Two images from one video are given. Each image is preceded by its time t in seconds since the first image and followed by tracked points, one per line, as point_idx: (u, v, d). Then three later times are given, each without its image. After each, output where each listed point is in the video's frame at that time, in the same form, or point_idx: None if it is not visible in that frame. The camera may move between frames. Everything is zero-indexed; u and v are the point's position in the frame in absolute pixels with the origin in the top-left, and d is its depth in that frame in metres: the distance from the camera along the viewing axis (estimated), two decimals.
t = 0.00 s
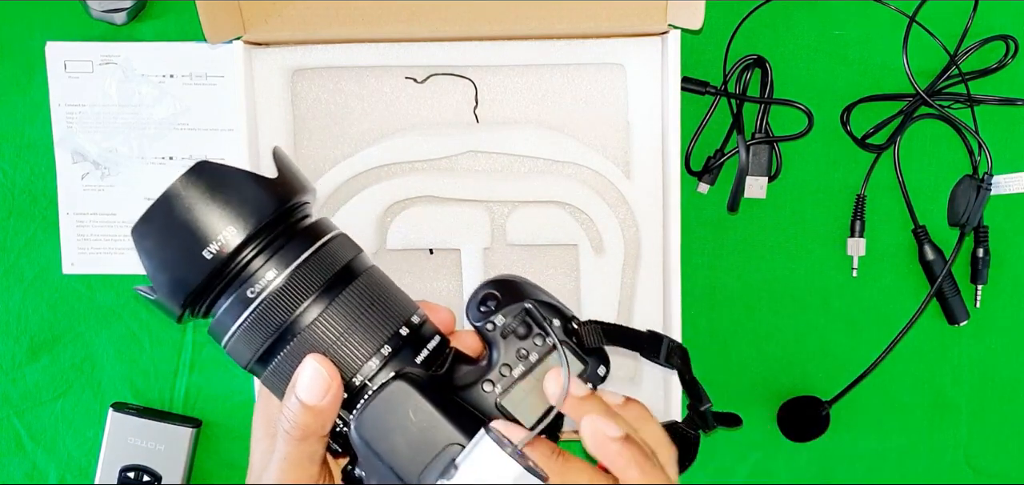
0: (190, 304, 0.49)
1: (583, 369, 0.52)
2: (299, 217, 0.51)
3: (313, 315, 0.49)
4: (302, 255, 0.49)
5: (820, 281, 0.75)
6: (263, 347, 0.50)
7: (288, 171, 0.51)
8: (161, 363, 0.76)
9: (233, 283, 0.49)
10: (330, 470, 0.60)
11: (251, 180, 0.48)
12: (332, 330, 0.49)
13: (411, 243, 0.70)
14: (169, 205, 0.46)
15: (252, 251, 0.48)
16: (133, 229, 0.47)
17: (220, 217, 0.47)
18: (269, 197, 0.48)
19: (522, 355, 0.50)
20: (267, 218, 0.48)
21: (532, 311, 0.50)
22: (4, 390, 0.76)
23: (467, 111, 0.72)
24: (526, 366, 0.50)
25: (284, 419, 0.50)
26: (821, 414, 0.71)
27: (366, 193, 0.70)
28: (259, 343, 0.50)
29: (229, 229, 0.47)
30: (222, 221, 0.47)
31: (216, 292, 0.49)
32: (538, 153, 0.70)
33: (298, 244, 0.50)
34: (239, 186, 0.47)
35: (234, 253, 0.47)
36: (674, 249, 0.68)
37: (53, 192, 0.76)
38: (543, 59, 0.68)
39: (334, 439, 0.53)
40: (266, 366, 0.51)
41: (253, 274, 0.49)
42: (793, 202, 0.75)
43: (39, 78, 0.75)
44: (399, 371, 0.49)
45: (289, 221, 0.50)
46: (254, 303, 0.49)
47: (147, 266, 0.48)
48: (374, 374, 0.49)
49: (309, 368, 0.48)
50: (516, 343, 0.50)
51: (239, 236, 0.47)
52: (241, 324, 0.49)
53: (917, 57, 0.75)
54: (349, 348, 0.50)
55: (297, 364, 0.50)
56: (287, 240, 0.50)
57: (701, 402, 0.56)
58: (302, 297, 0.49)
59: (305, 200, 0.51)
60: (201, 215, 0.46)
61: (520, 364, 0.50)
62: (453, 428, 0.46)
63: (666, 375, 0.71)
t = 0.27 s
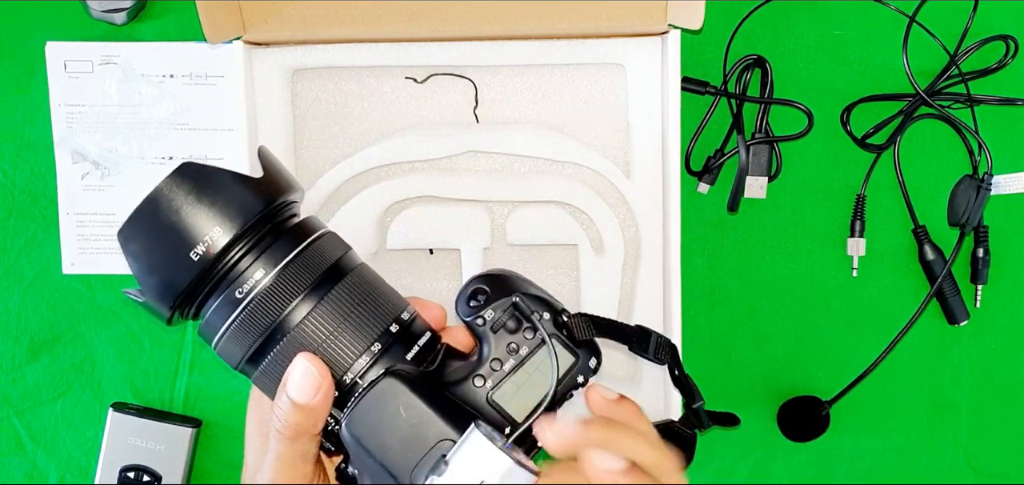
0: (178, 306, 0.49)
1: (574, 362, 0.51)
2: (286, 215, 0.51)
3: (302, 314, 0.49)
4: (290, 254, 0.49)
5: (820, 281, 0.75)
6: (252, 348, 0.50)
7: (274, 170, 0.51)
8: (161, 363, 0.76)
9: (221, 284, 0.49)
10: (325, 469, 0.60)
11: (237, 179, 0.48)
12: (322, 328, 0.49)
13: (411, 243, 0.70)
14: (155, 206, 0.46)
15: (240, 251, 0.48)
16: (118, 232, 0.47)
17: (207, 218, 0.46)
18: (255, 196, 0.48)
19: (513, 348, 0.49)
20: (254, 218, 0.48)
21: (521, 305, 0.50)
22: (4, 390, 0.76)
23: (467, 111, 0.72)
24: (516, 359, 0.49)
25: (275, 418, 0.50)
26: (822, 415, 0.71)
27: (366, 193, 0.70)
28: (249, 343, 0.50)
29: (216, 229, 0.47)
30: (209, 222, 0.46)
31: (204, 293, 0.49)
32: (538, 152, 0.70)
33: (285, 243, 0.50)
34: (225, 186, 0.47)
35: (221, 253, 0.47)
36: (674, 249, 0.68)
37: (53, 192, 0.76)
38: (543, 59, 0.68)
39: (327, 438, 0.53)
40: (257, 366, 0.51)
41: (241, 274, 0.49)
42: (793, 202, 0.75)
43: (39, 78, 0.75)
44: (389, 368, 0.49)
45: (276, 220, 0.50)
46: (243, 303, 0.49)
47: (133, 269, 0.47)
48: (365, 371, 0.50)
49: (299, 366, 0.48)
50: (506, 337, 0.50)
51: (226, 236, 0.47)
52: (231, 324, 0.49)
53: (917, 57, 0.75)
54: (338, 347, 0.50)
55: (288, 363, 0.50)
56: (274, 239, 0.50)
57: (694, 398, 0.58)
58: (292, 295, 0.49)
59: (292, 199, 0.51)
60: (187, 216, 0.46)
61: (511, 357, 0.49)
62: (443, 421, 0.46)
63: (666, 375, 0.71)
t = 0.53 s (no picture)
0: (177, 308, 0.49)
1: (573, 359, 0.51)
2: (283, 215, 0.51)
3: (301, 314, 0.49)
4: (288, 254, 0.49)
5: (820, 281, 0.75)
6: (252, 348, 0.50)
7: (270, 170, 0.51)
8: (161, 364, 0.76)
9: (219, 285, 0.49)
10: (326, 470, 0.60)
11: (234, 180, 0.48)
12: (321, 328, 0.49)
13: (411, 243, 0.70)
14: (152, 208, 0.46)
15: (238, 252, 0.48)
16: (117, 234, 0.47)
17: (205, 219, 0.46)
18: (252, 196, 0.48)
19: (512, 346, 0.49)
20: (251, 218, 0.48)
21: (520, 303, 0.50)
22: (4, 390, 0.76)
23: (467, 111, 0.72)
24: (516, 357, 0.49)
25: (275, 418, 0.50)
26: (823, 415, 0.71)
27: (366, 193, 0.70)
28: (249, 344, 0.50)
29: (214, 230, 0.47)
30: (207, 223, 0.46)
31: (203, 295, 0.49)
32: (538, 153, 0.70)
33: (283, 243, 0.50)
34: (223, 187, 0.47)
35: (219, 254, 0.47)
36: (673, 249, 0.68)
37: (53, 192, 0.76)
38: (543, 59, 0.68)
39: (328, 437, 0.53)
40: (256, 366, 0.51)
41: (239, 275, 0.49)
42: (792, 202, 0.75)
43: (39, 78, 0.75)
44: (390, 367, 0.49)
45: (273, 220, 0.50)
46: (241, 303, 0.49)
47: (132, 270, 0.47)
48: (364, 371, 0.49)
49: (299, 366, 0.48)
50: (506, 334, 0.49)
51: (224, 237, 0.47)
52: (230, 325, 0.49)
53: (917, 57, 0.75)
54: (337, 346, 0.50)
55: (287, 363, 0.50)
56: (272, 239, 0.50)
57: (692, 397, 0.59)
58: (290, 295, 0.49)
59: (289, 199, 0.51)
60: (185, 217, 0.46)
61: (510, 355, 0.49)
62: (445, 420, 0.46)
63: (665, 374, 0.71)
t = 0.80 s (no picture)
0: (170, 309, 0.49)
1: (568, 353, 0.51)
2: (275, 215, 0.51)
3: (294, 312, 0.49)
4: (281, 253, 0.49)
5: (819, 280, 0.75)
6: (246, 347, 0.50)
7: (261, 169, 0.51)
8: (161, 363, 0.76)
9: (212, 285, 0.49)
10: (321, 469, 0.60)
11: (224, 181, 0.48)
12: (314, 326, 0.49)
13: (411, 244, 0.70)
14: (143, 210, 0.46)
15: (230, 252, 0.48)
16: (108, 236, 0.47)
17: (196, 219, 0.47)
18: (243, 196, 0.48)
19: (506, 341, 0.50)
20: (243, 218, 0.48)
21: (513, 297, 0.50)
22: (4, 390, 0.76)
23: (467, 111, 0.72)
24: (509, 351, 0.50)
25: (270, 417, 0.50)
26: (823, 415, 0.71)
27: (366, 193, 0.70)
28: (243, 344, 0.50)
29: (205, 231, 0.47)
30: (198, 223, 0.46)
31: (196, 295, 0.49)
32: (538, 153, 0.70)
33: (275, 242, 0.50)
34: (213, 187, 0.47)
35: (211, 254, 0.47)
36: (674, 249, 0.68)
37: (53, 192, 0.76)
38: (543, 59, 0.68)
39: (323, 436, 0.53)
40: (251, 366, 0.51)
41: (232, 274, 0.49)
42: (792, 202, 0.75)
43: (39, 78, 0.75)
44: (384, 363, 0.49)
45: (265, 220, 0.50)
46: (234, 303, 0.49)
47: (124, 272, 0.47)
48: (359, 368, 0.50)
49: (293, 365, 0.48)
50: (499, 329, 0.50)
51: (215, 237, 0.47)
52: (223, 325, 0.49)
53: (917, 57, 0.75)
54: (331, 344, 0.50)
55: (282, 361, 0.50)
56: (264, 238, 0.49)
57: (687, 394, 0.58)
58: (283, 294, 0.49)
59: (281, 198, 0.51)
60: (176, 218, 0.46)
61: (504, 349, 0.49)
62: (440, 416, 0.46)
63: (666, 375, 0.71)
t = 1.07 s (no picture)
0: (171, 312, 0.49)
1: (569, 350, 0.51)
2: (274, 217, 0.51)
3: (294, 314, 0.49)
4: (280, 254, 0.49)
5: (820, 280, 0.75)
6: (246, 349, 0.50)
7: (260, 171, 0.51)
8: (161, 363, 0.76)
9: (212, 288, 0.49)
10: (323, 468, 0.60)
11: (223, 183, 0.48)
12: (315, 327, 0.49)
13: (411, 244, 0.70)
14: (142, 213, 0.46)
15: (229, 254, 0.48)
16: (108, 240, 0.47)
17: (195, 222, 0.47)
18: (241, 198, 0.48)
19: (507, 338, 0.49)
20: (242, 220, 0.48)
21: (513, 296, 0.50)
22: (4, 390, 0.76)
23: (467, 111, 0.72)
24: (511, 349, 0.49)
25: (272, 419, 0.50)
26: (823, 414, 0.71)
27: (366, 193, 0.70)
28: (243, 346, 0.50)
29: (204, 233, 0.47)
30: (197, 226, 0.47)
31: (196, 298, 0.49)
32: (538, 153, 0.70)
33: (274, 243, 0.49)
34: (212, 190, 0.47)
35: (210, 257, 0.47)
36: (673, 249, 0.68)
37: (53, 192, 0.76)
38: (543, 59, 0.68)
39: (325, 436, 0.53)
40: (252, 368, 0.51)
41: (231, 276, 0.49)
42: (792, 202, 0.75)
43: (39, 78, 0.75)
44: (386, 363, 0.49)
45: (264, 222, 0.50)
46: (234, 305, 0.49)
47: (124, 276, 0.48)
48: (360, 368, 0.50)
49: (294, 367, 0.48)
50: (500, 327, 0.49)
51: (214, 239, 0.47)
52: (224, 327, 0.49)
53: (917, 57, 0.75)
54: (332, 345, 0.50)
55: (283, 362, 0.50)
56: (263, 240, 0.49)
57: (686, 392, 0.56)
58: (283, 295, 0.49)
59: (279, 199, 0.51)
60: (175, 221, 0.46)
61: (506, 347, 0.49)
62: (444, 415, 0.47)
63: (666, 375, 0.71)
